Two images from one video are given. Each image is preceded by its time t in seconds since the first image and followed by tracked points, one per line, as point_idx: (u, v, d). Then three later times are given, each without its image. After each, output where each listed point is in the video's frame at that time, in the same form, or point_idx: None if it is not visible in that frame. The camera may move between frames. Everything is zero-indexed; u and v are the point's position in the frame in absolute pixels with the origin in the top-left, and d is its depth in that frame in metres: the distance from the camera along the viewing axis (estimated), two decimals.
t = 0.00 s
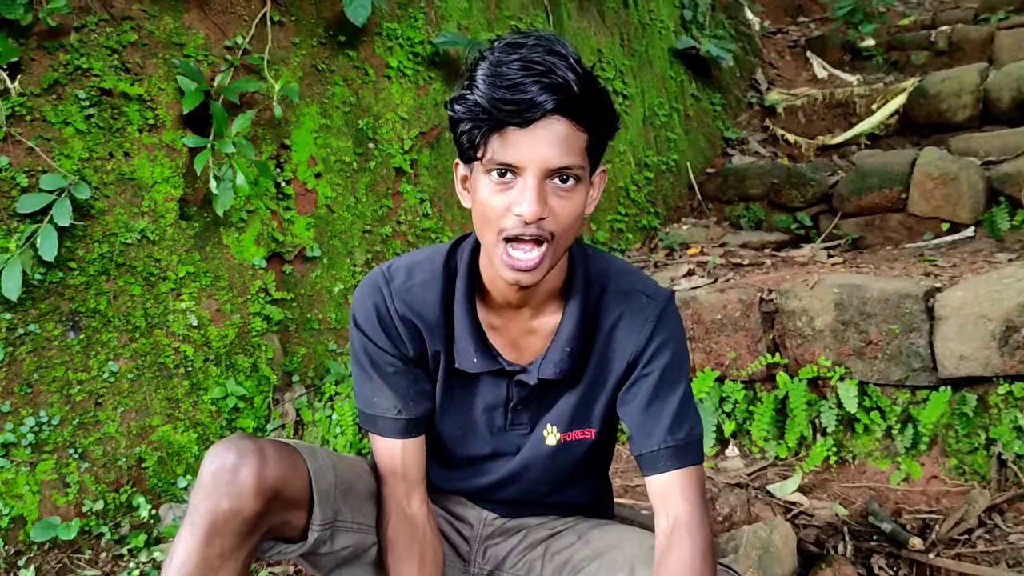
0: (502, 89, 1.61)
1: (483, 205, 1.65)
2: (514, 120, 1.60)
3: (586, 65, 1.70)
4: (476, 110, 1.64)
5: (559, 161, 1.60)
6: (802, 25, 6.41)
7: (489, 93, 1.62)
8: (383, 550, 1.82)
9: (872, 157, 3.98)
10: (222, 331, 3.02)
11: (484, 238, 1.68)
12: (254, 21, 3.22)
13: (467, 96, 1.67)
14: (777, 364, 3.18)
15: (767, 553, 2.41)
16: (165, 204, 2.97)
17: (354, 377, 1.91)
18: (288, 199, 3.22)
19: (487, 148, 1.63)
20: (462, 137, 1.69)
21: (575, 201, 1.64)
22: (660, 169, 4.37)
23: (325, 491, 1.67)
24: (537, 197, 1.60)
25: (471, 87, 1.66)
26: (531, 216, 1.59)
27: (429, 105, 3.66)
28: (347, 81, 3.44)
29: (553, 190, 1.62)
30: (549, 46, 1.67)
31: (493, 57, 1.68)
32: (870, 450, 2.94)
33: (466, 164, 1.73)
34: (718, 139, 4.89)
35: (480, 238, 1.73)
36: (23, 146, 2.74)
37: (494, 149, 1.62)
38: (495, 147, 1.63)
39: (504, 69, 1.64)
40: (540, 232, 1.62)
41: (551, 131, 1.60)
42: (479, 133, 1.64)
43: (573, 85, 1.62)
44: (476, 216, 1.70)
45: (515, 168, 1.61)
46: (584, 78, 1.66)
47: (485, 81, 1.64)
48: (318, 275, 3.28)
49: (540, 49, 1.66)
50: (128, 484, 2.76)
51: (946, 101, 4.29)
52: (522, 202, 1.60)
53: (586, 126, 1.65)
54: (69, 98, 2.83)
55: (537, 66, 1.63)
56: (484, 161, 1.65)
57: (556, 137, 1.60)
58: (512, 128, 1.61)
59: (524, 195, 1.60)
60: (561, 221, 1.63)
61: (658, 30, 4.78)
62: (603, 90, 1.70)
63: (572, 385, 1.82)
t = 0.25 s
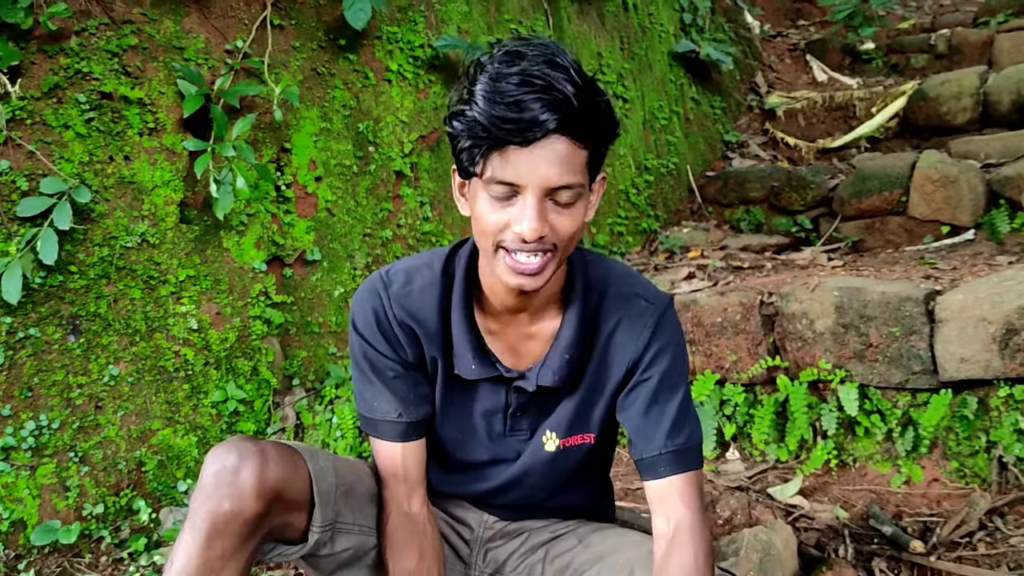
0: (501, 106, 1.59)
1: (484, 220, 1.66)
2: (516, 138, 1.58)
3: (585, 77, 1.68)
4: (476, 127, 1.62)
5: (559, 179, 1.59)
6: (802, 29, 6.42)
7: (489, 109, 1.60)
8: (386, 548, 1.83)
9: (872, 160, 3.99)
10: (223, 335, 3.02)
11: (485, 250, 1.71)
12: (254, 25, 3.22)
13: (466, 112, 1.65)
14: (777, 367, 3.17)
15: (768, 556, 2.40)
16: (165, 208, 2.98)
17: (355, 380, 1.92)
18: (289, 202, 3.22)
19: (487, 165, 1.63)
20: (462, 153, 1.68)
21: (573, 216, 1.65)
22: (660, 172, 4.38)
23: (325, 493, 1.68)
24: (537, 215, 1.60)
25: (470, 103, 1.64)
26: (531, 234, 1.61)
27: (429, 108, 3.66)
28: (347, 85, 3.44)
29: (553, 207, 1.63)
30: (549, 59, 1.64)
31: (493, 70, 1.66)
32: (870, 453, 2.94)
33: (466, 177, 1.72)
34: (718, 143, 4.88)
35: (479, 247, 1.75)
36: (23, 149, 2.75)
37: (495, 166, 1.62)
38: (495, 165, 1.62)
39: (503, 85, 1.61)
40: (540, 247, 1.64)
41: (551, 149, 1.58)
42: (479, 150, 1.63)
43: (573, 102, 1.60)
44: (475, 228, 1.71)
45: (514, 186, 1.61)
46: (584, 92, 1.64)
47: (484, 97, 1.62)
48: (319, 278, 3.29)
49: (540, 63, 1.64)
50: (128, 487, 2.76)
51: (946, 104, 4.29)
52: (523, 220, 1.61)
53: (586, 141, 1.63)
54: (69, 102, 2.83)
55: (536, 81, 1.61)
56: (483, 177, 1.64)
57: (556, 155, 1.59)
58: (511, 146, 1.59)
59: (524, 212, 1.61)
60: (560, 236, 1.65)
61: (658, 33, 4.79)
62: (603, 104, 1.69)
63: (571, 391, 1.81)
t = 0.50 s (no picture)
0: (498, 156, 1.48)
1: (485, 256, 1.60)
2: (518, 190, 1.48)
3: (586, 107, 1.55)
4: (472, 177, 1.52)
5: (562, 223, 1.51)
6: (803, 30, 6.42)
7: (485, 159, 1.50)
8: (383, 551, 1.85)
9: (873, 161, 3.99)
10: (224, 337, 3.02)
11: (488, 281, 1.66)
12: (255, 27, 3.23)
13: (462, 159, 1.55)
14: (779, 369, 3.16)
15: (769, 558, 2.40)
16: (166, 210, 2.98)
17: (354, 385, 1.91)
18: (290, 205, 3.22)
19: (486, 214, 1.53)
20: (460, 198, 1.59)
21: (575, 251, 1.58)
22: (661, 174, 4.39)
23: (319, 493, 1.69)
24: (539, 255, 1.54)
25: (465, 151, 1.54)
26: (533, 276, 1.55)
27: (430, 110, 3.66)
28: (348, 87, 3.45)
29: (556, 244, 1.56)
30: (548, 93, 1.52)
31: (489, 110, 1.53)
32: (872, 455, 2.94)
33: (464, 219, 1.63)
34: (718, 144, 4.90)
35: (479, 268, 1.70)
36: (24, 152, 2.75)
37: (497, 216, 1.52)
38: (494, 213, 1.53)
39: (498, 131, 1.50)
40: (542, 282, 1.59)
41: (553, 197, 1.48)
42: (477, 201, 1.54)
43: (574, 138, 1.50)
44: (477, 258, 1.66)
45: (514, 231, 1.53)
46: (585, 126, 1.53)
47: (482, 144, 1.51)
48: (320, 280, 3.29)
49: (538, 99, 1.52)
50: (129, 490, 2.74)
51: (946, 106, 4.29)
52: (523, 259, 1.55)
53: (589, 180, 1.53)
54: (70, 104, 2.84)
55: (534, 123, 1.49)
56: (482, 222, 1.56)
57: (559, 202, 1.49)
58: (511, 197, 1.49)
59: (525, 254, 1.54)
60: (562, 269, 1.59)
61: (658, 35, 4.79)
62: (606, 137, 1.58)
63: (571, 398, 1.82)
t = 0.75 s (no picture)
0: (501, 163, 1.48)
1: (489, 258, 1.61)
2: (522, 195, 1.48)
3: (588, 109, 1.54)
4: (476, 183, 1.52)
5: (565, 227, 1.51)
6: (804, 27, 6.42)
7: (488, 166, 1.50)
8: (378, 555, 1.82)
9: (874, 157, 3.98)
10: (225, 334, 3.02)
11: (490, 282, 1.67)
12: (256, 24, 3.23)
13: (464, 164, 1.55)
14: (780, 365, 3.18)
15: (771, 553, 2.40)
16: (167, 207, 2.98)
17: (354, 384, 1.90)
18: (291, 201, 3.22)
19: (490, 219, 1.53)
20: (463, 203, 1.59)
21: (579, 254, 1.59)
22: (662, 171, 4.38)
23: (312, 488, 1.68)
24: (543, 260, 1.54)
25: (467, 156, 1.53)
26: (536, 280, 1.55)
27: (431, 107, 3.66)
28: (349, 84, 3.45)
29: (560, 248, 1.56)
30: (549, 97, 1.51)
31: (490, 114, 1.53)
32: (874, 451, 2.94)
33: (466, 222, 1.63)
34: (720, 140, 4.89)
35: (482, 268, 1.70)
36: (25, 148, 2.74)
37: (500, 221, 1.52)
38: (498, 218, 1.52)
39: (501, 136, 1.49)
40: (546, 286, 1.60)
41: (558, 202, 1.48)
42: (481, 207, 1.53)
43: (577, 142, 1.49)
44: (480, 259, 1.66)
45: (519, 236, 1.53)
46: (587, 129, 1.52)
47: (484, 149, 1.51)
48: (321, 277, 3.29)
49: (540, 103, 1.51)
50: (131, 486, 2.76)
51: (948, 102, 4.29)
52: (528, 263, 1.55)
53: (593, 184, 1.52)
54: (71, 101, 2.84)
55: (537, 127, 1.48)
56: (485, 226, 1.56)
57: (563, 207, 1.49)
58: (515, 204, 1.49)
59: (529, 258, 1.55)
60: (565, 271, 1.59)
61: (659, 32, 4.78)
62: (609, 139, 1.57)
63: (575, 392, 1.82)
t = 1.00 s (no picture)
0: (506, 149, 1.47)
1: (491, 245, 1.60)
2: (527, 182, 1.47)
3: (594, 96, 1.54)
4: (481, 170, 1.52)
5: (570, 215, 1.51)
6: (805, 18, 6.41)
7: (493, 152, 1.49)
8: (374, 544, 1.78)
9: (875, 147, 3.97)
10: (225, 321, 3.02)
11: (492, 268, 1.67)
12: (256, 12, 3.23)
13: (469, 151, 1.55)
14: (781, 352, 3.17)
15: (771, 539, 2.39)
16: (167, 195, 2.98)
17: (349, 372, 1.86)
18: (291, 189, 3.22)
19: (494, 206, 1.52)
20: (467, 190, 1.59)
21: (581, 242, 1.58)
22: (663, 161, 4.38)
23: (307, 470, 1.68)
24: (548, 248, 1.54)
25: (472, 143, 1.53)
26: (540, 268, 1.55)
27: (431, 95, 3.66)
28: (348, 72, 3.45)
29: (563, 235, 1.55)
30: (555, 83, 1.51)
31: (495, 100, 1.52)
32: (874, 437, 2.93)
33: (469, 209, 1.62)
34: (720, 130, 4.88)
35: (483, 255, 1.70)
36: (25, 136, 2.75)
37: (505, 209, 1.51)
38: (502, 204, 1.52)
39: (506, 123, 1.49)
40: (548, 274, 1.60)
41: (563, 188, 1.47)
42: (486, 194, 1.53)
43: (583, 128, 1.49)
44: (482, 245, 1.66)
45: (523, 223, 1.53)
46: (593, 117, 1.52)
47: (489, 135, 1.50)
48: (321, 265, 3.29)
49: (546, 89, 1.50)
50: (132, 473, 2.75)
51: (949, 92, 4.28)
52: (532, 251, 1.54)
53: (597, 172, 1.52)
54: (71, 89, 2.84)
55: (542, 114, 1.48)
56: (489, 213, 1.55)
57: (569, 194, 1.48)
58: (520, 190, 1.48)
59: (533, 246, 1.54)
60: (568, 259, 1.60)
61: (660, 22, 4.78)
62: (614, 126, 1.57)
63: (575, 377, 1.81)
